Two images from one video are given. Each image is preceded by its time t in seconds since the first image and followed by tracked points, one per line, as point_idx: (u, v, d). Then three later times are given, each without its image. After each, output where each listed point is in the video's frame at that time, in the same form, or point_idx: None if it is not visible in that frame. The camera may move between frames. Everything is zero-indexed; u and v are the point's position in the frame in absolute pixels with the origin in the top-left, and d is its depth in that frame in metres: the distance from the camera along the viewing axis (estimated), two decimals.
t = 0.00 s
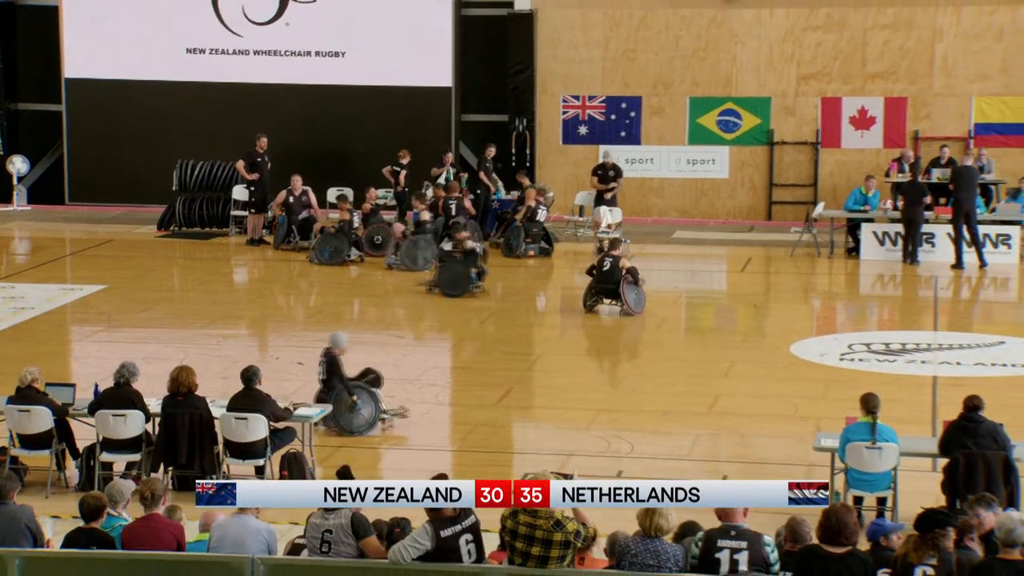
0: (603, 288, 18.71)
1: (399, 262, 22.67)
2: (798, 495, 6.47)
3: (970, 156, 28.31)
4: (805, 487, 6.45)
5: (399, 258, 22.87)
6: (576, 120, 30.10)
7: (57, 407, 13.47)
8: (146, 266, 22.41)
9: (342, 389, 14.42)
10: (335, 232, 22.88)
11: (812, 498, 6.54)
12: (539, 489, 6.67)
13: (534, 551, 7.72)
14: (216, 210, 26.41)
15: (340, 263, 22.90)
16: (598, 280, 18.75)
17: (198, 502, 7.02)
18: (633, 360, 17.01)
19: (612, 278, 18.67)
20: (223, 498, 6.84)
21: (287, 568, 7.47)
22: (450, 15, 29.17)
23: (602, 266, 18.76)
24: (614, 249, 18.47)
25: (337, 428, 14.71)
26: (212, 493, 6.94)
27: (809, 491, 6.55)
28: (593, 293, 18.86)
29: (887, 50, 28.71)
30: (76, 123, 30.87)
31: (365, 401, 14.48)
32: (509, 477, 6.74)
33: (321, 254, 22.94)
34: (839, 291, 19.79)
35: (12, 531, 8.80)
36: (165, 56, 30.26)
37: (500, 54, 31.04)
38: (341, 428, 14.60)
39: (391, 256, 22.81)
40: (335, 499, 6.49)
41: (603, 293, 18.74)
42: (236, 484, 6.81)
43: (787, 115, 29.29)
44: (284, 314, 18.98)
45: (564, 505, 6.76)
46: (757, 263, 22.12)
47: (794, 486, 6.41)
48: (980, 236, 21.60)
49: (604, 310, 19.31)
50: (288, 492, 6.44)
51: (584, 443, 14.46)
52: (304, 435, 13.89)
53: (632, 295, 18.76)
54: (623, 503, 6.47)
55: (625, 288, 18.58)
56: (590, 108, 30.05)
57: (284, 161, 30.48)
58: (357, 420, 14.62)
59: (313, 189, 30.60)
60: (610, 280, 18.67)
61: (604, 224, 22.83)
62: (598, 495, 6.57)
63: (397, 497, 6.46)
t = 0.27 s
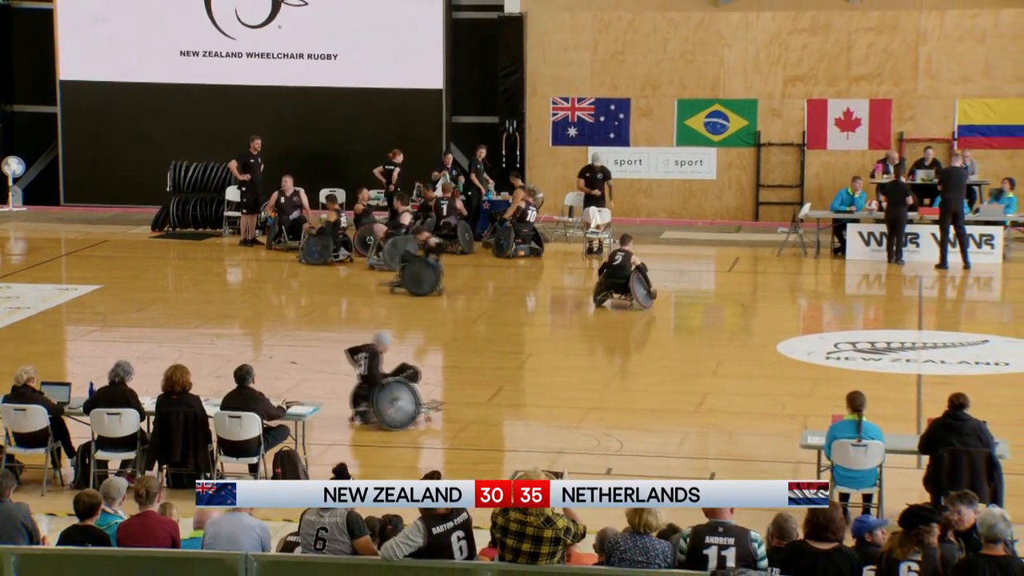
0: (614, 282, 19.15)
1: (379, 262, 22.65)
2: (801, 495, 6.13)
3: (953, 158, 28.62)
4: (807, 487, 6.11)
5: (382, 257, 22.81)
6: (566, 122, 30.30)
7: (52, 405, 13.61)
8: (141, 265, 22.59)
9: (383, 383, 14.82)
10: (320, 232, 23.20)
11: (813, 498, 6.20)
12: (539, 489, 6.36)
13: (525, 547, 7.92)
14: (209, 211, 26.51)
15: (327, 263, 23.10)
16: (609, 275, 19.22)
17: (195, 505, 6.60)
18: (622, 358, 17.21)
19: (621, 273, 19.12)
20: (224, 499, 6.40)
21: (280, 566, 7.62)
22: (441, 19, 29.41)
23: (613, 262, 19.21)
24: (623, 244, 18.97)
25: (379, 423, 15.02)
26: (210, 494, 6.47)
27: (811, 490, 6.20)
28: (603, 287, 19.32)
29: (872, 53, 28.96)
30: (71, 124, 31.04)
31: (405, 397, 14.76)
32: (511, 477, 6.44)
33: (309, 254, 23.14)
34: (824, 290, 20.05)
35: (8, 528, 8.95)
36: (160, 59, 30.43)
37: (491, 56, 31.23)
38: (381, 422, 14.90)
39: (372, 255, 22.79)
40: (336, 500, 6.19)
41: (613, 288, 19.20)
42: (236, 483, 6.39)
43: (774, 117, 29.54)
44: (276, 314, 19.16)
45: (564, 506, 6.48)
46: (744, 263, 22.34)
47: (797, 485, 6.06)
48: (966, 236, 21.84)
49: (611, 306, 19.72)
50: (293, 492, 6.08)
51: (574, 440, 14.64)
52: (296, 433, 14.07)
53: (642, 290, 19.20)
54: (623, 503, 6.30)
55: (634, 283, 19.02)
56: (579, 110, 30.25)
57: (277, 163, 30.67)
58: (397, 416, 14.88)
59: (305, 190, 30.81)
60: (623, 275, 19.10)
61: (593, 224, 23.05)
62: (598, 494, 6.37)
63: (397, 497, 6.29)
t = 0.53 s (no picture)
0: (630, 277, 19.67)
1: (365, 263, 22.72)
2: (799, 495, 6.29)
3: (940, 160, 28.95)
4: (805, 487, 6.26)
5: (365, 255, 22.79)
6: (559, 124, 30.56)
7: (53, 403, 13.81)
8: (140, 265, 22.85)
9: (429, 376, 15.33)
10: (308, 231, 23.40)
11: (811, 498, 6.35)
12: (538, 489, 6.58)
13: (519, 542, 7.89)
14: (208, 212, 26.77)
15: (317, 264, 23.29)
16: (625, 270, 19.69)
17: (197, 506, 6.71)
18: (613, 357, 17.48)
19: (636, 268, 19.58)
20: (224, 499, 6.49)
21: (278, 561, 7.78)
22: (437, 23, 29.69)
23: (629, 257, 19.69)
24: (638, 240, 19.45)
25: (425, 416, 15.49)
26: (211, 493, 6.60)
27: (809, 489, 6.36)
28: (619, 281, 19.79)
29: (860, 56, 29.27)
30: (71, 126, 31.29)
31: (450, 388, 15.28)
32: (511, 478, 6.69)
33: (303, 254, 23.40)
34: (814, 288, 20.35)
35: (9, 524, 9.12)
36: (159, 63, 30.69)
37: (485, 59, 31.51)
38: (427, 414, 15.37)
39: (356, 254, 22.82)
40: (336, 499, 6.43)
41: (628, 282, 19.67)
42: (238, 483, 6.46)
43: (764, 119, 29.82)
44: (273, 313, 19.42)
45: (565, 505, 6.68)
46: (734, 262, 22.63)
47: (795, 485, 6.24)
48: (955, 235, 22.11)
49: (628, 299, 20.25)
50: (294, 490, 6.23)
51: (567, 438, 14.89)
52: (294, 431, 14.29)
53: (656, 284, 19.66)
54: (624, 503, 6.49)
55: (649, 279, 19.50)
56: (572, 113, 30.53)
57: (274, 164, 30.95)
58: (443, 408, 15.38)
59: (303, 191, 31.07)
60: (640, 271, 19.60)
61: (586, 224, 23.32)
62: (599, 494, 6.52)
63: (397, 497, 6.54)
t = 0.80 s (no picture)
0: (638, 273, 20.26)
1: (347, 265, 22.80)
2: (798, 495, 6.53)
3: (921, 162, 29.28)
4: (805, 487, 6.51)
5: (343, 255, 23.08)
6: (546, 126, 30.84)
7: (48, 402, 14.02)
8: (133, 266, 23.09)
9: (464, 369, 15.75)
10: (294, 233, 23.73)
11: (810, 497, 6.58)
12: (539, 489, 6.75)
13: (507, 538, 7.95)
14: (201, 213, 26.99)
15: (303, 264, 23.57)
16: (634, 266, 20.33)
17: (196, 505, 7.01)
18: (600, 356, 17.76)
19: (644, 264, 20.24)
20: (224, 498, 6.78)
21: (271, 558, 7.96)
22: (427, 28, 29.92)
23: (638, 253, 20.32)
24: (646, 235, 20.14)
25: (460, 407, 15.95)
26: (211, 493, 6.89)
27: (807, 490, 6.59)
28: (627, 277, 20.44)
29: (842, 60, 29.57)
30: (66, 128, 31.54)
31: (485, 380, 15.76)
32: (510, 478, 6.85)
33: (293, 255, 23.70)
34: (797, 288, 20.68)
35: (5, 521, 9.38)
36: (152, 67, 30.90)
37: (474, 63, 31.74)
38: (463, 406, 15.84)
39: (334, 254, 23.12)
40: (335, 499, 6.65)
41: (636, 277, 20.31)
42: (237, 483, 6.74)
43: (748, 122, 30.13)
44: (265, 313, 19.67)
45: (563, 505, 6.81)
46: (719, 263, 22.96)
47: (795, 485, 6.48)
48: (937, 237, 22.40)
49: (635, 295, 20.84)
50: (294, 490, 6.55)
51: (555, 436, 15.15)
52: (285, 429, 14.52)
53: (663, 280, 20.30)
54: (624, 502, 6.73)
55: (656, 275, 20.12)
56: (560, 115, 30.80)
57: (266, 167, 31.25)
58: (477, 400, 15.83)
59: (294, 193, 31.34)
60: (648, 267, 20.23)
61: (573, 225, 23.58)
62: (598, 494, 6.73)
63: (397, 496, 6.80)
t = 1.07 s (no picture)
0: (643, 270, 20.83)
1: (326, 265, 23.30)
2: (798, 496, 6.38)
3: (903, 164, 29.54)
4: (805, 487, 6.35)
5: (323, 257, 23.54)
6: (534, 129, 31.03)
7: (41, 401, 14.17)
8: (126, 266, 23.27)
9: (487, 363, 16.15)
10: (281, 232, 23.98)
11: (811, 498, 6.42)
12: (539, 489, 6.57)
13: (495, 535, 8.20)
14: (193, 214, 27.15)
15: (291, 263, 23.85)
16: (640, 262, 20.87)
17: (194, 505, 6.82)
18: (587, 355, 17.97)
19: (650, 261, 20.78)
20: (222, 498, 6.60)
21: (261, 554, 7.85)
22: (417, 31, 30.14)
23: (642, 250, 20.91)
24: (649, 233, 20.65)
25: (482, 400, 16.35)
26: (211, 493, 6.71)
27: (809, 491, 6.43)
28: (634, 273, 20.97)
29: (826, 64, 29.81)
30: (59, 130, 31.69)
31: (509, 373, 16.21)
32: (510, 477, 6.67)
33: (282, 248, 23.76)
34: (782, 288, 20.93)
35: None
36: (146, 70, 31.10)
37: (463, 66, 31.99)
38: (487, 399, 16.24)
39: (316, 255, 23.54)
40: (336, 499, 6.43)
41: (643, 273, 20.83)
42: (236, 484, 6.55)
43: (733, 125, 30.40)
44: (256, 313, 19.86)
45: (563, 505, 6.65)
46: (705, 263, 23.23)
47: (795, 486, 6.32)
48: (921, 238, 22.63)
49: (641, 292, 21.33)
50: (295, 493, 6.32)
51: (543, 435, 15.32)
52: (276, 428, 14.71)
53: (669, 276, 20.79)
54: (624, 503, 6.53)
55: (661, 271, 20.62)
56: (547, 118, 31.00)
57: (257, 169, 31.42)
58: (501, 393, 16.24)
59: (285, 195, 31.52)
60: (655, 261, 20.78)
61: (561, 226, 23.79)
62: (598, 495, 6.58)
63: (396, 497, 6.61)
